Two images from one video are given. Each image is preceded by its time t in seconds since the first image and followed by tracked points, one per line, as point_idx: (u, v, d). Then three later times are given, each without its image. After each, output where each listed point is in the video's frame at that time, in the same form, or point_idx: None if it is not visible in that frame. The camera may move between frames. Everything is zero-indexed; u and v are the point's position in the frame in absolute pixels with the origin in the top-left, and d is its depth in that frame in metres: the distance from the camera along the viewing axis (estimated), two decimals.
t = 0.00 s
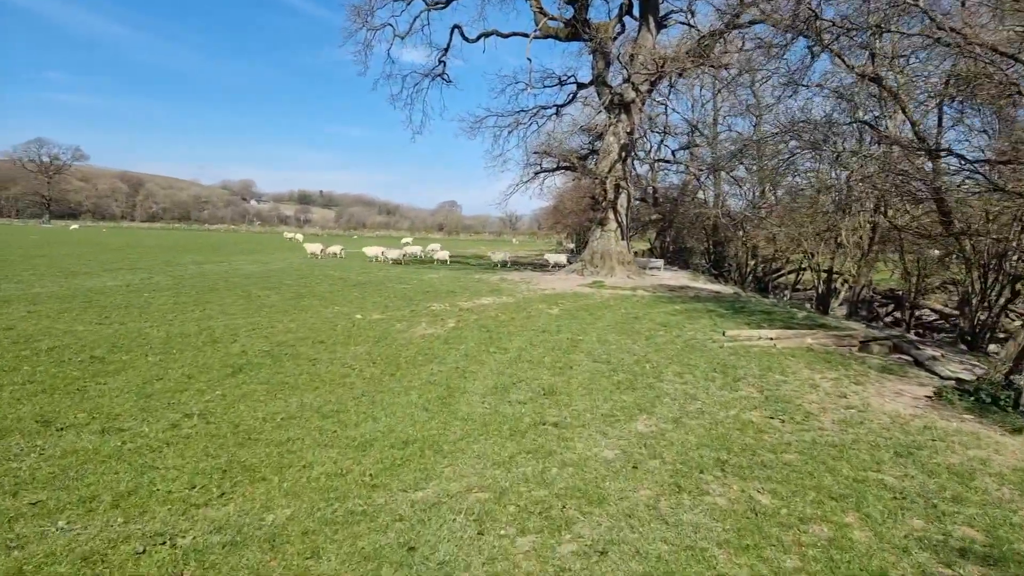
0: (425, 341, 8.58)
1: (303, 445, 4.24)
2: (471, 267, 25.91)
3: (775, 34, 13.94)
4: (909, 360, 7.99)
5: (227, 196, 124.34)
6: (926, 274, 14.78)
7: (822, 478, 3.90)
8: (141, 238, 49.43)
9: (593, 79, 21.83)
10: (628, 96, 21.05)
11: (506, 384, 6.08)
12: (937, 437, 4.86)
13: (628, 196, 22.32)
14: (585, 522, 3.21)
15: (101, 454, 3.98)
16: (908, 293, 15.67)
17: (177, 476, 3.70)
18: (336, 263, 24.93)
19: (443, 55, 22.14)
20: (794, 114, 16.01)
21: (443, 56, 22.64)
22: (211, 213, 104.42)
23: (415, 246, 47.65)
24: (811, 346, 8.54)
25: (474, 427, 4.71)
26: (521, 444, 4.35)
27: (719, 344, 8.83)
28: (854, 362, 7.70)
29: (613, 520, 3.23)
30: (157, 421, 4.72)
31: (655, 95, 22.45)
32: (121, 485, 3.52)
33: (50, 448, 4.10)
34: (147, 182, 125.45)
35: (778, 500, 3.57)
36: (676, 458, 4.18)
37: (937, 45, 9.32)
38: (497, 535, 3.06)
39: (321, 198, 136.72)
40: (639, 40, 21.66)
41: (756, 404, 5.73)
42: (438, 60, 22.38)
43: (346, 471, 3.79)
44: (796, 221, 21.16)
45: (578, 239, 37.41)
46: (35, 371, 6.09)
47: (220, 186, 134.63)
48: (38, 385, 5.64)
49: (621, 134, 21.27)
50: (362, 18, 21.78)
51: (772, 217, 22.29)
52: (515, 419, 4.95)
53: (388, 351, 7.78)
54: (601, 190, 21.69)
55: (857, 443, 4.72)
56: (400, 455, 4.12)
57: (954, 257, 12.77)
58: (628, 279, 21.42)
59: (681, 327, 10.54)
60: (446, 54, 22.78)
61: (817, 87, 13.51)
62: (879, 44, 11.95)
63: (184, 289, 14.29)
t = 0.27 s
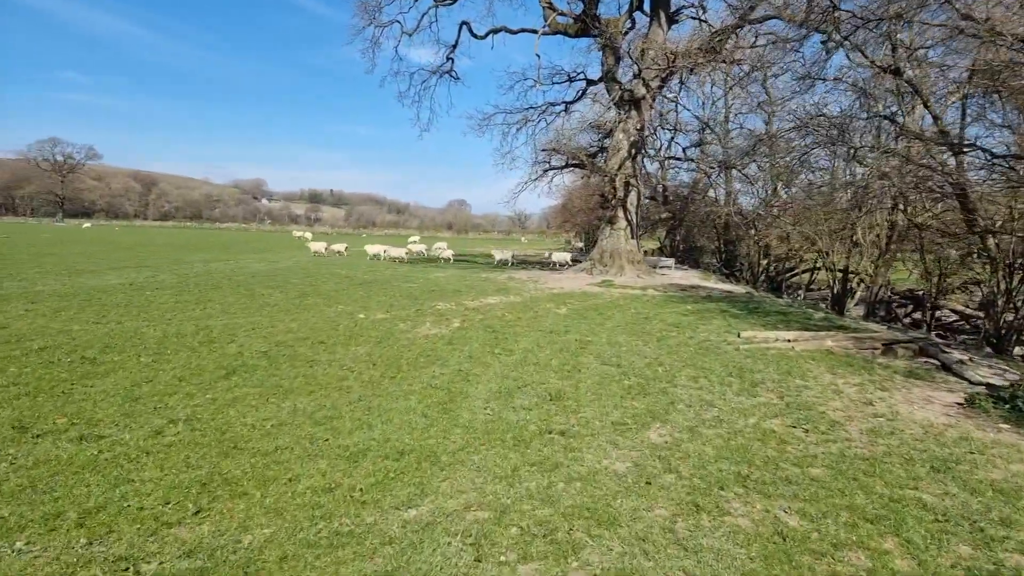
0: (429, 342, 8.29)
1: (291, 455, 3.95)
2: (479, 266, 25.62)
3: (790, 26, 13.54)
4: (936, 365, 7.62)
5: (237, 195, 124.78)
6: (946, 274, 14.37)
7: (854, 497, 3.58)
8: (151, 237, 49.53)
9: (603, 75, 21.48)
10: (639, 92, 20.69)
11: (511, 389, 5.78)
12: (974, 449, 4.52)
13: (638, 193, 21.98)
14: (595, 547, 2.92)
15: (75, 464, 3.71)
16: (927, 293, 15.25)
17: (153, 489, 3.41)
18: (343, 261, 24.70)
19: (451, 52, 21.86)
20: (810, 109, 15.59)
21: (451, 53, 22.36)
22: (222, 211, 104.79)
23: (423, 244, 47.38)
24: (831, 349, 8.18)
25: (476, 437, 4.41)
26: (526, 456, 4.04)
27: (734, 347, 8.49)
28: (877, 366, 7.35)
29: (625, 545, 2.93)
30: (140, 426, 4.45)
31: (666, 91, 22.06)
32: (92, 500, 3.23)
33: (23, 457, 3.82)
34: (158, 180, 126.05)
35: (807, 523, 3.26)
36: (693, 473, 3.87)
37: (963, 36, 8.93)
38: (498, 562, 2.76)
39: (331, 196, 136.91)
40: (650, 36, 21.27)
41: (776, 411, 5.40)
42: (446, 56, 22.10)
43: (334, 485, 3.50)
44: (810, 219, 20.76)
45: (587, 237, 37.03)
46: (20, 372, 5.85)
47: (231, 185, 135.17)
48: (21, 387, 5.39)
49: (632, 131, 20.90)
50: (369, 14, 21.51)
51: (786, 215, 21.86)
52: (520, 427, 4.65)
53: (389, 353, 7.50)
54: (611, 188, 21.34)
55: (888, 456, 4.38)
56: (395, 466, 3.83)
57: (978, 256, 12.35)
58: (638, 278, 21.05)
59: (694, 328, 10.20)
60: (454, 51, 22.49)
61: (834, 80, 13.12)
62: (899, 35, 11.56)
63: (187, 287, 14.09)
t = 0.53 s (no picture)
0: (433, 349, 8.02)
1: (275, 478, 3.68)
2: (487, 267, 25.34)
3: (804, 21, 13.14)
4: (963, 372, 7.25)
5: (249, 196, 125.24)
6: (968, 274, 13.96)
7: (889, 527, 3.26)
8: (162, 238, 49.57)
9: (612, 73, 21.13)
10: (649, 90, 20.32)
11: (516, 400, 5.49)
12: (1014, 469, 4.19)
13: (649, 193, 21.62)
14: None
15: (43, 489, 3.45)
16: (948, 294, 14.82)
17: (123, 522, 3.15)
18: (351, 263, 24.48)
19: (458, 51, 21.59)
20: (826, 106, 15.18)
21: (459, 52, 22.10)
22: (233, 213, 105.20)
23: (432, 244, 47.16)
24: (852, 355, 7.83)
25: (477, 455, 4.12)
26: (530, 477, 3.75)
27: (750, 353, 8.16)
28: (901, 374, 7.00)
29: None
30: (120, 444, 4.19)
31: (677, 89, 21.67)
32: (54, 532, 2.97)
33: None
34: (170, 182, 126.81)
35: (840, 558, 2.95)
36: (711, 498, 3.57)
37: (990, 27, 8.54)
38: None
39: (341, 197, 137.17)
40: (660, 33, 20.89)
41: (797, 425, 5.08)
42: (453, 55, 21.84)
43: (321, 512, 3.23)
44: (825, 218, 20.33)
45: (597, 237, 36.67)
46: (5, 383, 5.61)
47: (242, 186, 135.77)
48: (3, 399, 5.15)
49: (642, 130, 20.54)
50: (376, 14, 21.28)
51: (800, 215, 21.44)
52: (525, 444, 4.36)
53: (390, 360, 7.21)
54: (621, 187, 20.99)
55: (921, 477, 4.05)
56: (388, 491, 3.55)
57: (1002, 257, 11.93)
58: (649, 279, 20.69)
59: (708, 332, 9.86)
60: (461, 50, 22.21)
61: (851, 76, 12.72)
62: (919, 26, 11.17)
63: (191, 290, 13.90)
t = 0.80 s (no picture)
0: (432, 351, 7.72)
1: (247, 497, 3.39)
2: (493, 267, 25.05)
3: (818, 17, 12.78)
4: (988, 379, 6.89)
5: (257, 196, 125.48)
6: (986, 278, 13.55)
7: (922, 556, 2.94)
8: (169, 237, 49.57)
9: (621, 71, 20.79)
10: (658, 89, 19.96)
11: (515, 407, 5.18)
12: None
13: (657, 193, 21.28)
14: None
15: None
16: (965, 298, 14.41)
17: (75, 549, 2.86)
18: (355, 262, 24.23)
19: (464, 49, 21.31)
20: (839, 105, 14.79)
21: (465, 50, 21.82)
22: (242, 212, 105.39)
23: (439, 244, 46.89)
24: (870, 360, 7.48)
25: (470, 469, 3.82)
26: (526, 495, 3.44)
27: (762, 358, 7.82)
28: (923, 381, 6.64)
29: None
30: (87, 456, 3.91)
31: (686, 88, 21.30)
32: None
33: None
34: (179, 181, 127.25)
35: None
36: (723, 520, 3.25)
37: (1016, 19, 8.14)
38: None
39: (349, 197, 137.25)
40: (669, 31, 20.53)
41: (815, 436, 4.75)
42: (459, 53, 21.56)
43: (293, 536, 2.94)
44: (837, 219, 19.94)
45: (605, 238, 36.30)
46: None
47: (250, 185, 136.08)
48: None
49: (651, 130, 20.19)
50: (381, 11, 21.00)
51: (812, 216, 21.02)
52: (522, 456, 4.05)
53: (386, 363, 6.91)
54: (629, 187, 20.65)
55: (953, 497, 3.72)
56: (370, 510, 3.26)
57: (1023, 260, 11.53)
58: (657, 281, 20.34)
59: (717, 336, 9.52)
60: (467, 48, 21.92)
61: (866, 73, 12.35)
62: (937, 22, 10.80)
63: (190, 289, 13.66)
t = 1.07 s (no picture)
0: (430, 361, 7.41)
1: (215, 532, 3.08)
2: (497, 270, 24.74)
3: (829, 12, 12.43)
4: (1015, 391, 6.51)
5: (263, 198, 125.64)
6: (1004, 281, 13.15)
7: None
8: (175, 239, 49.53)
9: (626, 70, 20.47)
10: (665, 88, 19.62)
11: (514, 425, 4.86)
12: None
13: (663, 194, 20.94)
14: None
15: None
16: (982, 302, 13.99)
17: None
18: (358, 265, 23.98)
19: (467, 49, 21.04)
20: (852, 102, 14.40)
21: (468, 50, 21.55)
22: (249, 214, 105.51)
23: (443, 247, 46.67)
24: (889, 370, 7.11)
25: (462, 497, 3.51)
26: (522, 530, 3.14)
27: (775, 367, 7.47)
28: (946, 393, 6.28)
29: None
30: (48, 482, 3.62)
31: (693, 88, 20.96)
32: None
33: None
34: (186, 184, 127.67)
35: None
36: (741, 561, 2.93)
37: None
38: None
39: (355, 200, 137.31)
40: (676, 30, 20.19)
41: (836, 457, 4.41)
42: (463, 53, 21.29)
43: None
44: (847, 220, 19.54)
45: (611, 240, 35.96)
46: None
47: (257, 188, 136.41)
48: None
49: (657, 130, 19.87)
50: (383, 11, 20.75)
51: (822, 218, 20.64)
52: (520, 482, 3.74)
53: (381, 373, 6.61)
54: (634, 189, 20.32)
55: (993, 529, 3.38)
56: (350, 547, 2.96)
57: None
58: (664, 284, 19.99)
59: (727, 343, 9.18)
60: (470, 48, 21.64)
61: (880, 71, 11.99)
62: (954, 16, 10.43)
63: (188, 294, 13.41)
